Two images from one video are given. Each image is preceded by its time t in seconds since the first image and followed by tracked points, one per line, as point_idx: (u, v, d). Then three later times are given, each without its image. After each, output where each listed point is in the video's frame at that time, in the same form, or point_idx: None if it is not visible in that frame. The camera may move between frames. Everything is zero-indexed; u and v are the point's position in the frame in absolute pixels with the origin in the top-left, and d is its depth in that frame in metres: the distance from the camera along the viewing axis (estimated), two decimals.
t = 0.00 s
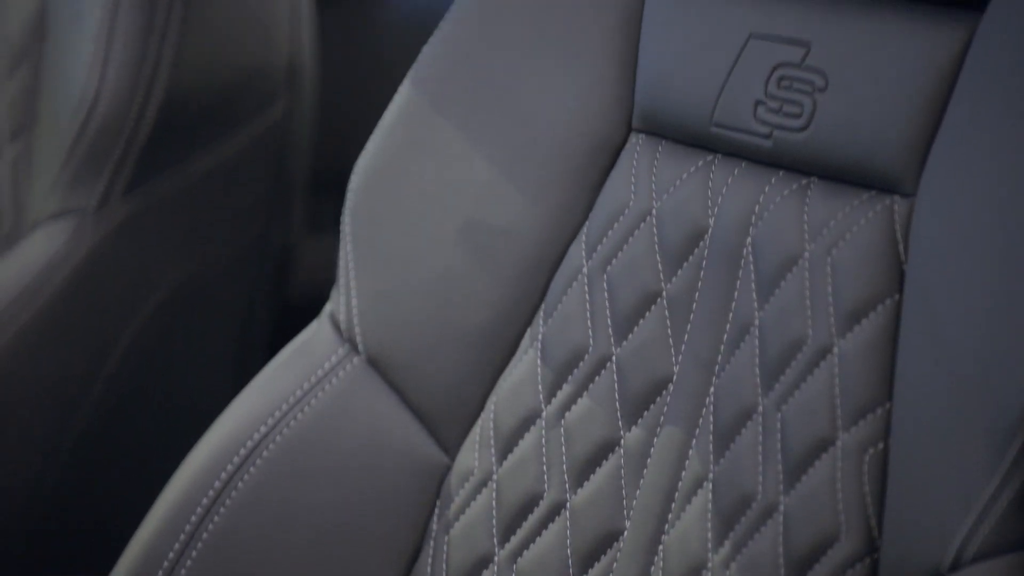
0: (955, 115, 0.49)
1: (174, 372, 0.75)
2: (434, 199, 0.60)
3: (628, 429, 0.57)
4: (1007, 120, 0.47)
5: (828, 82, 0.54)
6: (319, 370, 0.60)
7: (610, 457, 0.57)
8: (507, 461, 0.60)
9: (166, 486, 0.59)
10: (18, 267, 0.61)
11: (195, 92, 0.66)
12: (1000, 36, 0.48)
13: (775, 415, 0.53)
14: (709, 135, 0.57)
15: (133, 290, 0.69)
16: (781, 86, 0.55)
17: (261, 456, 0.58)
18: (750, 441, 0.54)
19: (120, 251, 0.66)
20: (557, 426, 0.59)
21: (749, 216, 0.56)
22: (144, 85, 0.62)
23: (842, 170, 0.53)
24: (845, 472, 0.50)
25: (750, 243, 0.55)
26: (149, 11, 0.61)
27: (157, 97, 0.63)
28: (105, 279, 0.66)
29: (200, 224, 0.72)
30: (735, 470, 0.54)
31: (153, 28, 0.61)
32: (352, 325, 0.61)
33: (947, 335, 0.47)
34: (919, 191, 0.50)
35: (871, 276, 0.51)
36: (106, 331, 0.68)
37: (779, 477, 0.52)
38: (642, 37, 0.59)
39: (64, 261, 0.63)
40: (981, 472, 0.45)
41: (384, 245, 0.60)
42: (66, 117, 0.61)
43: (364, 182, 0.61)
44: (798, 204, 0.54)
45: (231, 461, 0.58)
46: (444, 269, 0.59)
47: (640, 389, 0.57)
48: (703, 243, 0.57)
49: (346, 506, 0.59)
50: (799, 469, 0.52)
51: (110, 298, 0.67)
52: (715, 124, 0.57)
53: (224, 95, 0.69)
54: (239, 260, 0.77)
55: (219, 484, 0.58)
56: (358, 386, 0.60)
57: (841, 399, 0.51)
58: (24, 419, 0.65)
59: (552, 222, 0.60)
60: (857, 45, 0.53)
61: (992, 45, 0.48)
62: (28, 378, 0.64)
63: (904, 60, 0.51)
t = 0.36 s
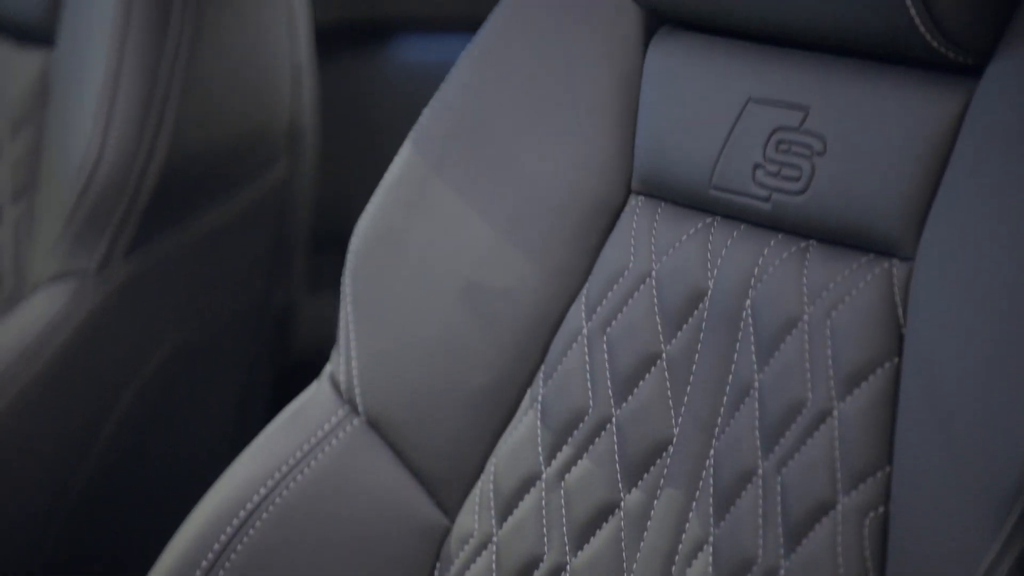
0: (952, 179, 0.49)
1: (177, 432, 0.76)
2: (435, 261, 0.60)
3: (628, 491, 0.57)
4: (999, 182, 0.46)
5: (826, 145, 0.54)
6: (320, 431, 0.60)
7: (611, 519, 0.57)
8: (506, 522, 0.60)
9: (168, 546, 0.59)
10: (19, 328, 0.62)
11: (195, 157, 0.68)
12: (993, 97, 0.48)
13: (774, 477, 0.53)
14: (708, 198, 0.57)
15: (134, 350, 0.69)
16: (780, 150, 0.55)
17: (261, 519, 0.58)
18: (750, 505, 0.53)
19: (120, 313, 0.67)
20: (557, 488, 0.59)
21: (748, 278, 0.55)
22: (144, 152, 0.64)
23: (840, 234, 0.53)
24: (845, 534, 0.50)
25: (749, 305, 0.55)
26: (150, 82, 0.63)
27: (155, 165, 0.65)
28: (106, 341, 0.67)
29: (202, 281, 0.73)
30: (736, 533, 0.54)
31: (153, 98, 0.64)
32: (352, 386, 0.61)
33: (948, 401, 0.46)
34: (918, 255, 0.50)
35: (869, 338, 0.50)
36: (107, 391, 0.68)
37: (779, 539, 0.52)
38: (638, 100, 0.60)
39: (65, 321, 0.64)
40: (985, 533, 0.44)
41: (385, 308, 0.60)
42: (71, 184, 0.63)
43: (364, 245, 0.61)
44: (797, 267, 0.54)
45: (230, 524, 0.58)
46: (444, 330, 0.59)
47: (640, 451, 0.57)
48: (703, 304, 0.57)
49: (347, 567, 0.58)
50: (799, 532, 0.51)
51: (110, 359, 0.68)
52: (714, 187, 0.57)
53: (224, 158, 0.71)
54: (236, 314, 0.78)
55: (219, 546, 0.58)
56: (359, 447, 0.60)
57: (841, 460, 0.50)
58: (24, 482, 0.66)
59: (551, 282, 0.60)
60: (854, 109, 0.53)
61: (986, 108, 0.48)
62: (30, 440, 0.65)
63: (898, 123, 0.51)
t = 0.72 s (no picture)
0: (950, 238, 0.48)
1: (178, 483, 0.78)
2: (433, 316, 0.61)
3: (628, 547, 0.57)
4: (998, 243, 0.46)
5: (825, 204, 0.53)
6: (319, 486, 0.60)
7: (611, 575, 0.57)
8: None
9: None
10: (18, 386, 0.65)
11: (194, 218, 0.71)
12: (994, 156, 0.47)
13: (775, 536, 0.53)
14: (706, 253, 0.57)
15: (135, 404, 0.72)
16: (779, 208, 0.55)
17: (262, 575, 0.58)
18: (751, 563, 0.53)
19: (120, 369, 0.70)
20: (557, 544, 0.59)
21: (746, 336, 0.55)
22: (142, 217, 0.68)
23: (840, 292, 0.53)
24: None
25: (749, 361, 0.54)
26: (150, 150, 0.67)
27: (156, 226, 0.68)
28: (106, 397, 0.69)
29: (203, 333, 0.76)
30: None
31: (151, 166, 0.67)
32: (352, 442, 0.61)
33: (947, 463, 0.46)
34: (918, 312, 0.49)
35: (871, 396, 0.50)
36: (105, 445, 0.70)
37: None
38: (639, 154, 0.60)
39: (67, 376, 0.66)
40: None
41: (384, 363, 0.61)
42: (69, 247, 0.67)
43: (364, 300, 0.63)
44: (796, 323, 0.53)
45: None
46: (444, 385, 0.60)
47: (639, 507, 0.57)
48: (703, 360, 0.56)
49: None
50: None
51: (109, 414, 0.70)
52: (713, 243, 0.57)
53: (223, 215, 0.74)
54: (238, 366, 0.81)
55: None
56: (359, 503, 0.60)
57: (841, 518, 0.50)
58: (29, 537, 0.67)
59: (552, 337, 0.60)
60: (853, 167, 0.52)
61: (985, 166, 0.47)
62: (31, 497, 0.66)
63: (897, 180, 0.51)
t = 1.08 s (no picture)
0: (949, 278, 0.48)
1: (182, 517, 0.79)
2: (432, 356, 0.61)
3: None
4: (997, 283, 0.46)
5: (824, 244, 0.53)
6: (320, 525, 0.62)
7: None
8: None
9: None
10: (18, 424, 0.68)
11: (196, 256, 0.72)
12: (993, 198, 0.47)
13: None
14: (705, 292, 0.57)
15: (135, 440, 0.74)
16: (779, 247, 0.55)
17: None
18: None
19: (122, 406, 0.72)
20: None
21: (746, 375, 0.54)
22: (143, 256, 0.69)
23: (840, 331, 0.52)
24: None
25: (749, 400, 0.54)
26: (149, 192, 0.69)
27: (156, 264, 0.70)
28: (107, 433, 0.71)
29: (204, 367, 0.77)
30: None
31: (151, 210, 0.69)
32: (351, 481, 0.62)
33: (947, 501, 0.46)
34: (917, 353, 0.49)
35: (871, 438, 0.49)
36: (105, 480, 0.72)
37: None
38: (640, 190, 0.60)
39: (67, 413, 0.69)
40: None
41: (383, 401, 0.62)
42: (70, 287, 0.69)
43: (364, 340, 0.64)
44: (796, 363, 0.53)
45: None
46: (444, 422, 0.61)
47: (640, 546, 0.57)
48: (703, 399, 0.56)
49: None
50: None
51: (109, 450, 0.72)
52: (713, 282, 0.57)
53: (224, 253, 0.75)
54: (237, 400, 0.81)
55: None
56: (358, 542, 0.61)
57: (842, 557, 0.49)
58: (27, 568, 0.70)
59: (552, 373, 0.60)
60: (853, 207, 0.52)
61: (984, 207, 0.48)
62: (31, 526, 0.69)
63: (896, 220, 0.50)
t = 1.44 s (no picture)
0: (949, 292, 0.48)
1: (182, 526, 0.80)
2: (432, 369, 0.62)
3: None
4: (997, 296, 0.46)
5: (824, 257, 0.53)
6: (320, 539, 0.62)
7: None
8: None
9: None
10: (18, 438, 0.68)
11: (196, 269, 0.73)
12: (992, 211, 0.47)
13: None
14: (705, 306, 0.57)
15: (137, 450, 0.74)
16: (779, 261, 0.55)
17: None
18: None
19: (122, 420, 0.72)
20: None
21: (746, 389, 0.54)
22: (143, 269, 0.69)
23: (840, 345, 0.52)
24: None
25: (749, 414, 0.54)
26: (149, 202, 0.69)
27: (156, 275, 0.70)
28: (108, 442, 0.71)
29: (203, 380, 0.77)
30: None
31: (152, 220, 0.69)
32: (351, 494, 0.63)
33: (947, 514, 0.46)
34: (918, 367, 0.49)
35: (870, 452, 0.49)
36: (106, 491, 0.72)
37: None
38: (640, 203, 0.61)
39: (67, 427, 0.69)
40: None
41: (383, 413, 0.63)
42: (70, 300, 0.69)
43: (364, 352, 0.64)
44: (796, 377, 0.53)
45: None
46: (443, 434, 0.61)
47: (640, 560, 0.57)
48: (703, 413, 0.56)
49: None
50: None
51: (109, 464, 0.72)
52: (713, 295, 0.57)
53: (224, 265, 0.75)
54: (237, 412, 0.81)
55: None
56: (358, 554, 0.62)
57: (841, 573, 0.49)
58: None
59: (551, 385, 0.60)
60: (853, 220, 0.52)
61: (983, 220, 0.48)
62: (30, 537, 0.69)
63: (896, 234, 0.50)
